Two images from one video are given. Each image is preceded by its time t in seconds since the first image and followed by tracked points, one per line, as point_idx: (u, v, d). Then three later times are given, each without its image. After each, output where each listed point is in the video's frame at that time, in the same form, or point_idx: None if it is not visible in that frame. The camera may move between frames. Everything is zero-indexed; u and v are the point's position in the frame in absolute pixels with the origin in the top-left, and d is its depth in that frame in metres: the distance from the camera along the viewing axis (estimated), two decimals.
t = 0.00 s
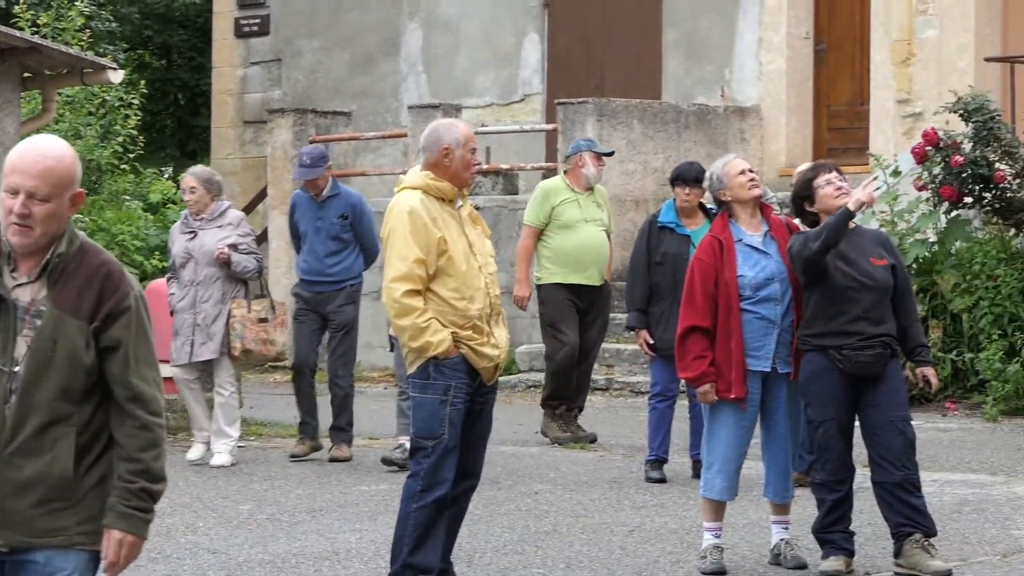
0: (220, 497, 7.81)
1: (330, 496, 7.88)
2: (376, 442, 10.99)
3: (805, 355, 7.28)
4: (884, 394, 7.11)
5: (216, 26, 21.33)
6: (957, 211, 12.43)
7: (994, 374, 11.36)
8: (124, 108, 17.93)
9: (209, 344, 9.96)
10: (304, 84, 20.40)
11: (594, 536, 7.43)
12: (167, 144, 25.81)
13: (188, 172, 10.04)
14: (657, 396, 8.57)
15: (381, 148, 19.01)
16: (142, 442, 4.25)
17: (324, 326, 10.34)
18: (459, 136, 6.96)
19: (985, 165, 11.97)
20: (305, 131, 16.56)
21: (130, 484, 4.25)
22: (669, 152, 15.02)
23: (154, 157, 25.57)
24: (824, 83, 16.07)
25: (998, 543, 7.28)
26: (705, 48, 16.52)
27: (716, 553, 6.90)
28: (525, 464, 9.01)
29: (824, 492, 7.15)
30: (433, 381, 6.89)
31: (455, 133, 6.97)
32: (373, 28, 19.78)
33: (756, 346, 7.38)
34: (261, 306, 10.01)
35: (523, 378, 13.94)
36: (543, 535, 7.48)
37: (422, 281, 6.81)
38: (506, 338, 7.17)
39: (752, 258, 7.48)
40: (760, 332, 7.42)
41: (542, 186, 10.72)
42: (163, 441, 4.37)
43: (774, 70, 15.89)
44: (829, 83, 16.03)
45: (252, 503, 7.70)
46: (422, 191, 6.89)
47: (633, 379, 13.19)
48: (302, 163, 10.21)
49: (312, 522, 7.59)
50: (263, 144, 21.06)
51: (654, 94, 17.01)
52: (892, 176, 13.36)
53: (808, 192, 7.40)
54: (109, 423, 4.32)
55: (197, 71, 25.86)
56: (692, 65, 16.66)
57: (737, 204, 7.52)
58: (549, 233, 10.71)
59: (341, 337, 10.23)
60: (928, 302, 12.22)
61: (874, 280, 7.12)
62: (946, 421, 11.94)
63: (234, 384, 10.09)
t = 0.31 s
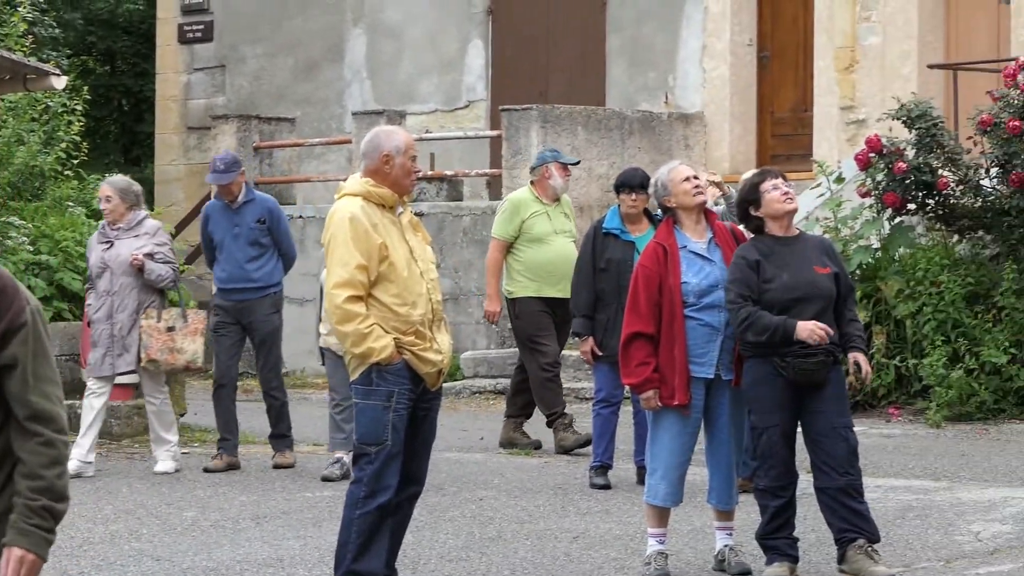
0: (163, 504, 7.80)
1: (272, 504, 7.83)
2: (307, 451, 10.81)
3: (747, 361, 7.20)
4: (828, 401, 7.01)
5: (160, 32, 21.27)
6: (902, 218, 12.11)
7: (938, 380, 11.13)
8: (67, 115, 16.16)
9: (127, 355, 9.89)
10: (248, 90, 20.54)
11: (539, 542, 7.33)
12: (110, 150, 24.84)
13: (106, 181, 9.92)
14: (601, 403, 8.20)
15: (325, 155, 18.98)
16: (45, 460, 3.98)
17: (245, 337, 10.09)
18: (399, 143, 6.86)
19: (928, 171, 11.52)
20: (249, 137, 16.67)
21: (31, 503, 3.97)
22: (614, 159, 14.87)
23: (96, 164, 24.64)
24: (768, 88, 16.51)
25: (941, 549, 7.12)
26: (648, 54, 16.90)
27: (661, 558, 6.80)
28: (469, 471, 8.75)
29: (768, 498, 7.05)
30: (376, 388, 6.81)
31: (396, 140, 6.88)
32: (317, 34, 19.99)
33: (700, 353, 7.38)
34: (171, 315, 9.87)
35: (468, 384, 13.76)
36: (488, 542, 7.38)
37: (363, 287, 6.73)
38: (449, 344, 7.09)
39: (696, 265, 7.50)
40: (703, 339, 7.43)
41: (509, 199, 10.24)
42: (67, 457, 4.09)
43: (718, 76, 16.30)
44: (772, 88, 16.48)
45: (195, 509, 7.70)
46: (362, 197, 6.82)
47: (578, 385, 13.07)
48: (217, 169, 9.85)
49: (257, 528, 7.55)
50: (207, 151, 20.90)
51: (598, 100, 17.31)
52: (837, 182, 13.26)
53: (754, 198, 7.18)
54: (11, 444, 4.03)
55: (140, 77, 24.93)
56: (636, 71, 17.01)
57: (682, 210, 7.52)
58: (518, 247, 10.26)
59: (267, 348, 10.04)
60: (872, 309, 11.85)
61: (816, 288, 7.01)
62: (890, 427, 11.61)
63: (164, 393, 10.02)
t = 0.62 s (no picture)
0: (119, 514, 7.78)
1: (229, 515, 7.80)
2: (257, 459, 10.42)
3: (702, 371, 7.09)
4: (784, 410, 6.91)
5: (116, 41, 20.57)
6: (858, 227, 11.79)
7: (895, 391, 10.85)
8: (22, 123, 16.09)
9: (38, 362, 9.38)
10: (205, 99, 20.01)
11: (496, 552, 7.20)
12: (67, 160, 23.31)
13: (31, 187, 9.54)
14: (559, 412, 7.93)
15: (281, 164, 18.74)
16: None
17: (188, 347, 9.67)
18: (343, 149, 6.68)
19: (886, 181, 11.29)
20: (207, 147, 16.46)
21: None
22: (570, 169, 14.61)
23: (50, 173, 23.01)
24: (724, 99, 16.68)
25: (898, 559, 7.05)
26: (605, 64, 16.80)
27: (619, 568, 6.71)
28: (426, 475, 8.73)
29: (724, 508, 6.96)
30: (330, 397, 6.63)
31: (344, 147, 6.69)
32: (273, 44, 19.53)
33: (658, 363, 7.36)
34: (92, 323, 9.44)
35: (426, 393, 13.47)
36: (445, 552, 7.26)
37: (318, 297, 6.54)
38: (404, 354, 6.93)
39: (653, 275, 7.48)
40: (661, 349, 7.40)
41: (492, 207, 9.59)
42: None
43: (675, 86, 16.26)
44: (730, 96, 16.65)
45: (152, 519, 7.68)
46: (317, 207, 6.65)
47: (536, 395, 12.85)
48: (152, 170, 9.46)
49: (212, 539, 7.49)
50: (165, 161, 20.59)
51: (556, 110, 17.15)
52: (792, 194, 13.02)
53: (713, 207, 7.07)
54: None
55: (97, 86, 23.25)
56: (592, 82, 16.90)
57: (639, 220, 7.51)
58: (505, 255, 9.61)
59: (206, 355, 9.60)
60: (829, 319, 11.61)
61: (772, 300, 6.91)
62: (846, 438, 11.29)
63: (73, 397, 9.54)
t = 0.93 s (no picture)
0: (82, 524, 7.76)
1: (191, 525, 7.79)
2: (219, 471, 9.81)
3: (664, 382, 7.03)
4: (745, 422, 6.83)
5: (80, 50, 20.34)
6: (821, 238, 11.41)
7: (857, 402, 10.50)
8: None
9: None
10: (168, 109, 19.79)
11: (458, 562, 7.16)
12: (30, 169, 22.41)
13: None
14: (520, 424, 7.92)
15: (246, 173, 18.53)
16: None
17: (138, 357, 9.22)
18: (288, 159, 6.62)
19: (848, 194, 10.91)
20: (170, 156, 16.26)
21: None
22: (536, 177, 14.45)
23: (17, 181, 22.14)
24: (688, 109, 16.45)
25: (860, 570, 6.99)
26: (569, 74, 16.71)
27: None
28: (391, 485, 8.66)
29: (684, 518, 6.91)
30: (293, 408, 6.50)
31: (291, 156, 6.64)
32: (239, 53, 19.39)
33: (621, 374, 7.26)
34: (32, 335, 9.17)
35: (389, 403, 12.78)
36: (408, 562, 7.20)
37: (276, 308, 6.46)
38: (367, 362, 6.80)
39: (617, 286, 7.39)
40: (625, 360, 7.30)
41: (486, 216, 9.43)
42: None
43: (639, 96, 16.11)
44: (693, 108, 16.42)
45: (115, 529, 7.65)
46: (272, 218, 6.59)
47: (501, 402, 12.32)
48: (103, 177, 9.05)
49: (174, 549, 7.47)
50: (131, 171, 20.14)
51: (518, 120, 17.08)
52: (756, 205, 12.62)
53: (674, 218, 7.03)
54: None
55: (62, 95, 22.62)
56: (557, 91, 16.83)
57: (602, 231, 7.45)
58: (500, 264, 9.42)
59: (153, 363, 9.10)
60: (791, 329, 11.22)
61: (732, 312, 6.84)
62: (809, 448, 10.97)
63: None
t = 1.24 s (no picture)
0: (45, 529, 7.76)
1: (155, 530, 7.81)
2: (182, 474, 9.67)
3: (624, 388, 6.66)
4: (706, 428, 6.48)
5: (43, 55, 18.95)
6: (785, 245, 10.87)
7: (821, 408, 10.11)
8: None
9: None
10: (133, 115, 18.47)
11: (422, 567, 7.06)
12: None
13: None
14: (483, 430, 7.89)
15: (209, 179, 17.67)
16: None
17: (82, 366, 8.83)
18: (249, 164, 6.26)
19: (813, 200, 10.38)
20: (134, 162, 14.94)
21: None
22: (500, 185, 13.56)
23: None
24: (652, 117, 15.58)
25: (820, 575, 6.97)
26: (534, 81, 15.74)
27: None
28: (355, 494, 8.50)
29: (646, 524, 6.49)
30: (253, 413, 6.14)
31: (252, 161, 6.26)
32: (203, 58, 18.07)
33: (584, 380, 6.93)
34: None
35: (354, 409, 12.31)
36: (371, 568, 7.12)
37: (237, 313, 6.09)
38: (330, 367, 6.42)
39: (580, 291, 7.08)
40: (587, 365, 6.97)
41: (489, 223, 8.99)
42: None
43: (603, 103, 15.28)
44: (658, 115, 15.54)
45: (78, 534, 7.65)
46: (234, 223, 6.21)
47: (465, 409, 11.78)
48: (69, 179, 8.75)
49: (137, 554, 7.45)
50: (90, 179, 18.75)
51: (483, 125, 16.09)
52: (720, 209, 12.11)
53: (633, 226, 6.71)
54: None
55: (25, 100, 22.36)
56: (521, 98, 15.84)
57: (566, 237, 7.13)
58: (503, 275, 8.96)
59: (96, 373, 8.71)
60: (755, 335, 10.75)
61: (694, 318, 6.49)
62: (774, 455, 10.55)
63: None
